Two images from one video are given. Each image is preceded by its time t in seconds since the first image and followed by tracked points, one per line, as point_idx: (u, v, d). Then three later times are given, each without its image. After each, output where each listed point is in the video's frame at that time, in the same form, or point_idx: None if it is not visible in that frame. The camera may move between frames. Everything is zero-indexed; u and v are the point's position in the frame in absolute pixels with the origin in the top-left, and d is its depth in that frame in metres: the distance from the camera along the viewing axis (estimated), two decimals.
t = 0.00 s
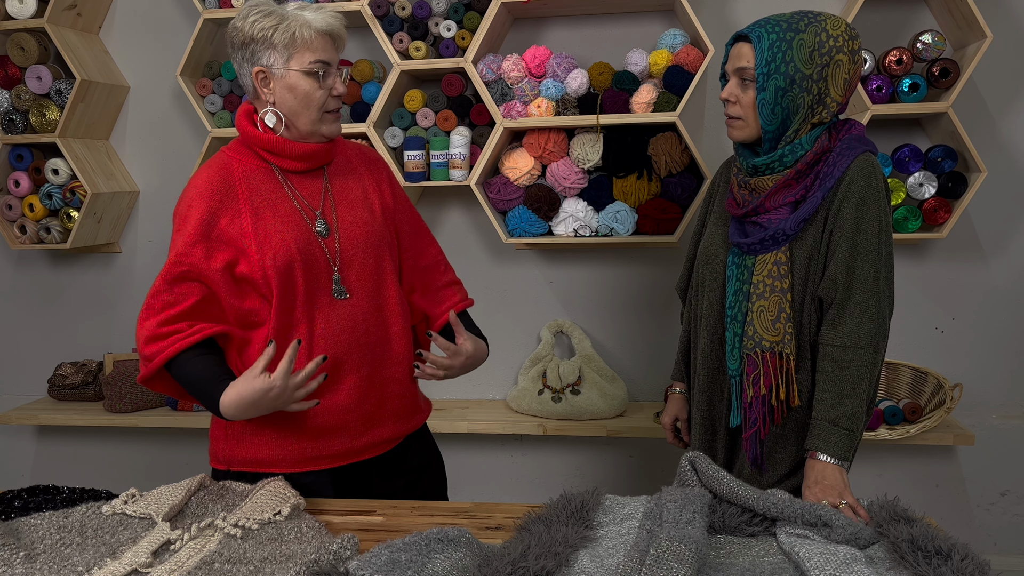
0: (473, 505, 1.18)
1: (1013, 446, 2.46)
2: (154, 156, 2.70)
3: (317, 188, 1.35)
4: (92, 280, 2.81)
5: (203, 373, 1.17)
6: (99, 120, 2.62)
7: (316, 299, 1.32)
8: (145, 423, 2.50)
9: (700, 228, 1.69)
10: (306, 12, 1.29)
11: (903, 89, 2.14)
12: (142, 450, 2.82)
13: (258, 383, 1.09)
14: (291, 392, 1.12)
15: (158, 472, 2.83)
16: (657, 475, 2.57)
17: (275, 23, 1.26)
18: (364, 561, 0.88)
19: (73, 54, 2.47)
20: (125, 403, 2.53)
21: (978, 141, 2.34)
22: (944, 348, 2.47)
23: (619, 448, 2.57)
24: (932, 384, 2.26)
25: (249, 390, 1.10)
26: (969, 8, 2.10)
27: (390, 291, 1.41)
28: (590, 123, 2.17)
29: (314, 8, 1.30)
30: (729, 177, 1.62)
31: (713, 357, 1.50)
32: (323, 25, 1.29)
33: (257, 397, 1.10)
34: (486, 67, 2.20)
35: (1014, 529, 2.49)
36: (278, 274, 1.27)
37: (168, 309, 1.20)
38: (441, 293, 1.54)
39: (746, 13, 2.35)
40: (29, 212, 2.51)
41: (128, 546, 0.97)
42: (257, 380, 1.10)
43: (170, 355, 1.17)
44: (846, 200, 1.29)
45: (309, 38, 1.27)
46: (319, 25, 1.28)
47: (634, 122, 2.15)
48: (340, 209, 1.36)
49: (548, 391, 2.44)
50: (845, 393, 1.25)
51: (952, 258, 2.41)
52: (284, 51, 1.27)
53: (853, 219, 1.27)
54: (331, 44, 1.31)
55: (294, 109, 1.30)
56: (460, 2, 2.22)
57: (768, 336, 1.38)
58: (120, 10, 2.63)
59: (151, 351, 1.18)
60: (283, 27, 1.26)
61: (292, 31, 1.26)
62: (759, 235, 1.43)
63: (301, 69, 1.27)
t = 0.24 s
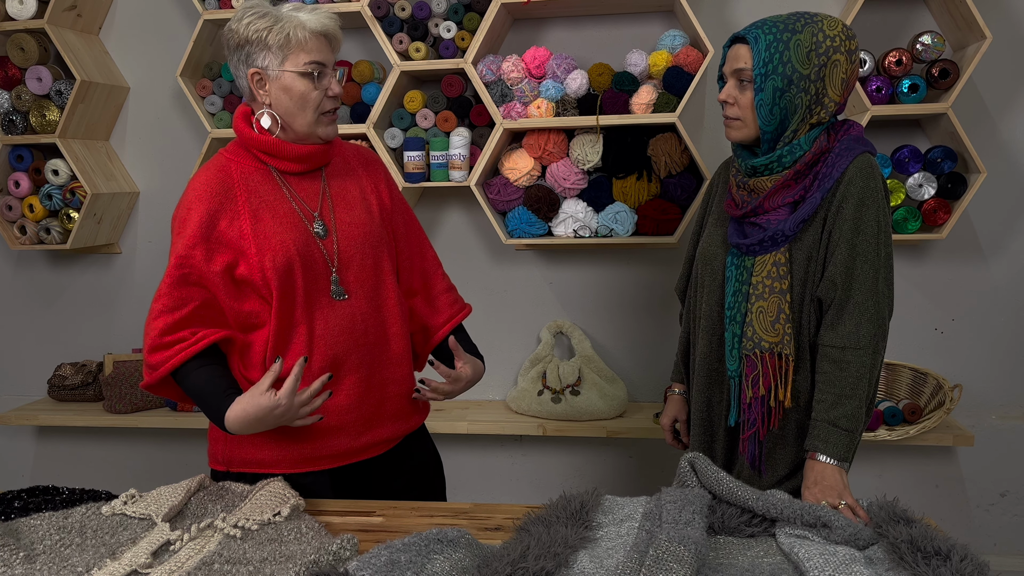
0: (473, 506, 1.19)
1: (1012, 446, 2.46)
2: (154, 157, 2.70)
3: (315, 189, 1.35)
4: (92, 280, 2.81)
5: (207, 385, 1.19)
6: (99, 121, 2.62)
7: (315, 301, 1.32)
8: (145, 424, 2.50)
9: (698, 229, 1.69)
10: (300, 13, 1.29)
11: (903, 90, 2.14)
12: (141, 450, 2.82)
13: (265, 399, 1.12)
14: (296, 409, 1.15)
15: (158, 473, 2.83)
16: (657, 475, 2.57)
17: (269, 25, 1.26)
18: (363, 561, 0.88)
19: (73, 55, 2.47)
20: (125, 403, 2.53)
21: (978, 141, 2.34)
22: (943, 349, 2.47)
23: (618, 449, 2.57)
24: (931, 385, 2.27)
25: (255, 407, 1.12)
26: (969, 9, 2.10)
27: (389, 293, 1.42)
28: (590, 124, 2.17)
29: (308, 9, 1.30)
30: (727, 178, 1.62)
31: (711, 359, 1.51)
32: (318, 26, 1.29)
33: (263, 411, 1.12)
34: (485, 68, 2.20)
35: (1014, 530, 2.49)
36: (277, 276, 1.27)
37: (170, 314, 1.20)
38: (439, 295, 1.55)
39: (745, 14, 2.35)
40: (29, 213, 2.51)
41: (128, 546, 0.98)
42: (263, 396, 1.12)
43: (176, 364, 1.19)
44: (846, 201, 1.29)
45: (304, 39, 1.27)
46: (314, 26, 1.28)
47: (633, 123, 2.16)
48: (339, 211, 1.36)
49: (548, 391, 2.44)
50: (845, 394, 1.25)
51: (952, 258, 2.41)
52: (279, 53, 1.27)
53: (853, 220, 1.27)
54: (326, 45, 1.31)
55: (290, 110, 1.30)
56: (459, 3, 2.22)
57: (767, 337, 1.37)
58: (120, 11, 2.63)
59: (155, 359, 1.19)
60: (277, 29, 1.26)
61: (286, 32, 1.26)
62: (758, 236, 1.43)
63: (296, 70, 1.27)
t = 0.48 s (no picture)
0: (472, 507, 1.19)
1: (1012, 448, 2.47)
2: (154, 158, 2.70)
3: (316, 191, 1.35)
4: (92, 281, 2.81)
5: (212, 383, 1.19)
6: (100, 122, 2.62)
7: (316, 302, 1.32)
8: (145, 425, 2.50)
9: (697, 230, 1.69)
10: (301, 14, 1.29)
11: (903, 92, 2.14)
12: (141, 451, 2.82)
13: (271, 397, 1.13)
14: (300, 405, 1.17)
15: (158, 474, 2.83)
16: (657, 476, 2.57)
17: (270, 26, 1.26)
18: (363, 562, 0.89)
19: (74, 57, 2.47)
20: (125, 404, 2.53)
21: (978, 143, 2.35)
22: (943, 350, 2.47)
23: (618, 450, 2.57)
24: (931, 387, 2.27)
25: (259, 405, 1.13)
26: (968, 11, 2.11)
27: (389, 294, 1.42)
28: (590, 125, 2.17)
29: (309, 11, 1.30)
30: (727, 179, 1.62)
31: (711, 359, 1.51)
32: (318, 27, 1.29)
33: (267, 410, 1.13)
34: (485, 69, 2.20)
35: (1013, 531, 2.49)
36: (278, 277, 1.27)
37: (172, 315, 1.21)
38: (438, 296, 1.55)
39: (745, 15, 2.35)
40: (29, 214, 2.52)
41: (128, 547, 0.98)
42: (268, 394, 1.13)
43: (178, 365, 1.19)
44: (848, 203, 1.29)
45: (304, 41, 1.28)
46: (314, 27, 1.28)
47: (633, 124, 2.16)
48: (339, 212, 1.37)
49: (548, 392, 2.44)
50: (845, 396, 1.25)
51: (951, 260, 2.41)
52: (279, 54, 1.27)
53: (856, 221, 1.27)
54: (326, 46, 1.31)
55: (290, 111, 1.30)
56: (459, 5, 2.23)
57: (767, 338, 1.38)
58: (121, 12, 2.64)
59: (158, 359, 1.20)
60: (278, 30, 1.26)
61: (286, 33, 1.26)
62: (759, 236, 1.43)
63: (296, 71, 1.28)
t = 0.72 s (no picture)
0: (472, 508, 1.19)
1: (1012, 449, 2.47)
2: (155, 159, 2.70)
3: (318, 192, 1.35)
4: (93, 282, 2.81)
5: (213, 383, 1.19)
6: (100, 123, 2.62)
7: (317, 303, 1.32)
8: (145, 425, 2.50)
9: (697, 231, 1.69)
10: (302, 15, 1.29)
11: (902, 93, 2.14)
12: (141, 452, 2.82)
13: (270, 396, 1.13)
14: (298, 405, 1.17)
15: (158, 474, 2.83)
16: (657, 477, 2.57)
17: (271, 27, 1.27)
18: (363, 562, 0.89)
19: (74, 58, 2.48)
20: (125, 405, 2.53)
21: (977, 143, 2.35)
22: (943, 351, 2.47)
23: (619, 451, 2.57)
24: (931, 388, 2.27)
25: (258, 405, 1.13)
26: (968, 12, 2.11)
27: (390, 295, 1.42)
28: (590, 126, 2.17)
29: (310, 12, 1.30)
30: (727, 180, 1.63)
31: (711, 360, 1.51)
32: (319, 28, 1.29)
33: (267, 409, 1.13)
34: (486, 70, 2.21)
35: (1013, 531, 2.49)
36: (280, 278, 1.27)
37: (174, 315, 1.21)
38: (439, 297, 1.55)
39: (745, 16, 2.35)
40: (29, 215, 2.52)
41: (129, 547, 0.98)
42: (266, 394, 1.13)
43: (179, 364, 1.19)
44: (851, 204, 1.29)
45: (305, 41, 1.28)
46: (315, 28, 1.29)
47: (633, 125, 2.16)
48: (341, 213, 1.37)
49: (548, 393, 2.45)
50: (846, 397, 1.25)
51: (951, 260, 2.42)
52: (280, 54, 1.27)
53: (859, 222, 1.28)
54: (327, 47, 1.31)
55: (291, 111, 1.30)
56: (459, 6, 2.23)
57: (768, 339, 1.38)
58: (122, 13, 2.64)
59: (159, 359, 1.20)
60: (279, 31, 1.27)
61: (287, 34, 1.27)
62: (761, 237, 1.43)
63: (297, 71, 1.28)
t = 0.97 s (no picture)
0: (473, 509, 1.19)
1: (1012, 449, 2.47)
2: (155, 160, 2.70)
3: (319, 192, 1.36)
4: (93, 283, 2.81)
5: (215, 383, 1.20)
6: (101, 124, 2.63)
7: (318, 303, 1.32)
8: (146, 426, 2.50)
9: (697, 231, 1.69)
10: (306, 17, 1.29)
11: (903, 94, 2.14)
12: (142, 453, 2.82)
13: (272, 397, 1.13)
14: (301, 405, 1.17)
15: (158, 475, 2.83)
16: (657, 477, 2.57)
17: (275, 29, 1.27)
18: (364, 562, 0.89)
19: (75, 59, 2.48)
20: (126, 406, 2.53)
21: (977, 144, 2.35)
22: (942, 352, 2.47)
23: (619, 452, 2.58)
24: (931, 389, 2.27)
25: (260, 406, 1.13)
26: (968, 13, 2.11)
27: (391, 295, 1.42)
28: (590, 127, 2.17)
29: (314, 13, 1.30)
30: (727, 181, 1.63)
31: (711, 361, 1.51)
32: (322, 30, 1.29)
33: (269, 410, 1.13)
34: (486, 71, 2.21)
35: (1013, 532, 2.49)
36: (281, 278, 1.27)
37: (176, 315, 1.21)
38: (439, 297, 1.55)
39: (745, 17, 2.36)
40: (30, 216, 2.52)
41: (130, 548, 0.98)
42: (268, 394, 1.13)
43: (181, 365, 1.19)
44: (851, 204, 1.29)
45: (308, 44, 1.28)
46: (318, 30, 1.29)
47: (633, 126, 2.16)
48: (342, 214, 1.37)
49: (548, 393, 2.45)
50: (847, 398, 1.25)
51: (951, 261, 2.42)
52: (283, 57, 1.27)
53: (858, 222, 1.28)
54: (330, 49, 1.31)
55: (293, 113, 1.30)
56: (460, 7, 2.23)
57: (768, 340, 1.38)
58: (122, 14, 2.64)
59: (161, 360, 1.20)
60: (282, 33, 1.27)
61: (290, 36, 1.27)
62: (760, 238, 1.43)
63: (300, 74, 1.28)
